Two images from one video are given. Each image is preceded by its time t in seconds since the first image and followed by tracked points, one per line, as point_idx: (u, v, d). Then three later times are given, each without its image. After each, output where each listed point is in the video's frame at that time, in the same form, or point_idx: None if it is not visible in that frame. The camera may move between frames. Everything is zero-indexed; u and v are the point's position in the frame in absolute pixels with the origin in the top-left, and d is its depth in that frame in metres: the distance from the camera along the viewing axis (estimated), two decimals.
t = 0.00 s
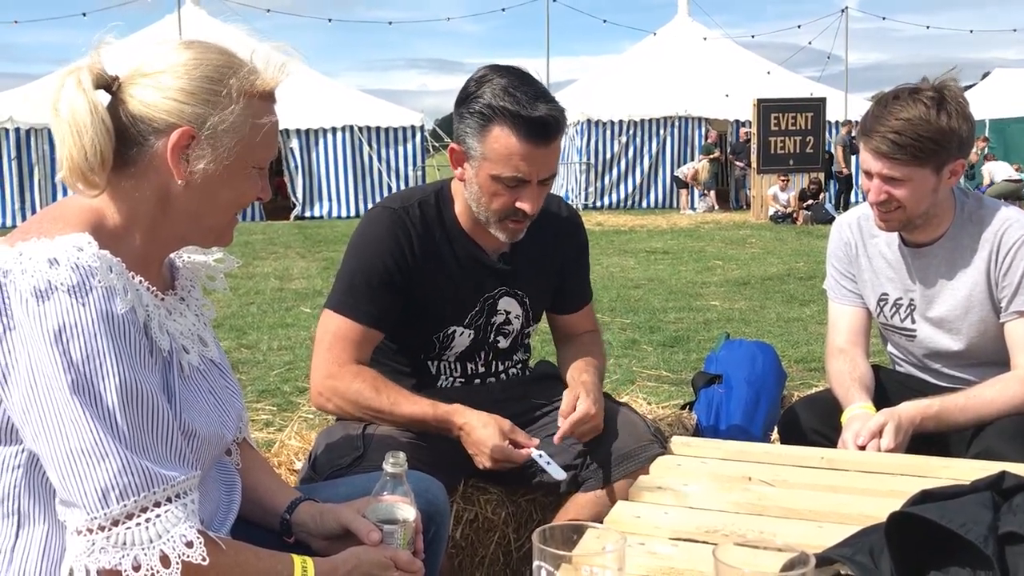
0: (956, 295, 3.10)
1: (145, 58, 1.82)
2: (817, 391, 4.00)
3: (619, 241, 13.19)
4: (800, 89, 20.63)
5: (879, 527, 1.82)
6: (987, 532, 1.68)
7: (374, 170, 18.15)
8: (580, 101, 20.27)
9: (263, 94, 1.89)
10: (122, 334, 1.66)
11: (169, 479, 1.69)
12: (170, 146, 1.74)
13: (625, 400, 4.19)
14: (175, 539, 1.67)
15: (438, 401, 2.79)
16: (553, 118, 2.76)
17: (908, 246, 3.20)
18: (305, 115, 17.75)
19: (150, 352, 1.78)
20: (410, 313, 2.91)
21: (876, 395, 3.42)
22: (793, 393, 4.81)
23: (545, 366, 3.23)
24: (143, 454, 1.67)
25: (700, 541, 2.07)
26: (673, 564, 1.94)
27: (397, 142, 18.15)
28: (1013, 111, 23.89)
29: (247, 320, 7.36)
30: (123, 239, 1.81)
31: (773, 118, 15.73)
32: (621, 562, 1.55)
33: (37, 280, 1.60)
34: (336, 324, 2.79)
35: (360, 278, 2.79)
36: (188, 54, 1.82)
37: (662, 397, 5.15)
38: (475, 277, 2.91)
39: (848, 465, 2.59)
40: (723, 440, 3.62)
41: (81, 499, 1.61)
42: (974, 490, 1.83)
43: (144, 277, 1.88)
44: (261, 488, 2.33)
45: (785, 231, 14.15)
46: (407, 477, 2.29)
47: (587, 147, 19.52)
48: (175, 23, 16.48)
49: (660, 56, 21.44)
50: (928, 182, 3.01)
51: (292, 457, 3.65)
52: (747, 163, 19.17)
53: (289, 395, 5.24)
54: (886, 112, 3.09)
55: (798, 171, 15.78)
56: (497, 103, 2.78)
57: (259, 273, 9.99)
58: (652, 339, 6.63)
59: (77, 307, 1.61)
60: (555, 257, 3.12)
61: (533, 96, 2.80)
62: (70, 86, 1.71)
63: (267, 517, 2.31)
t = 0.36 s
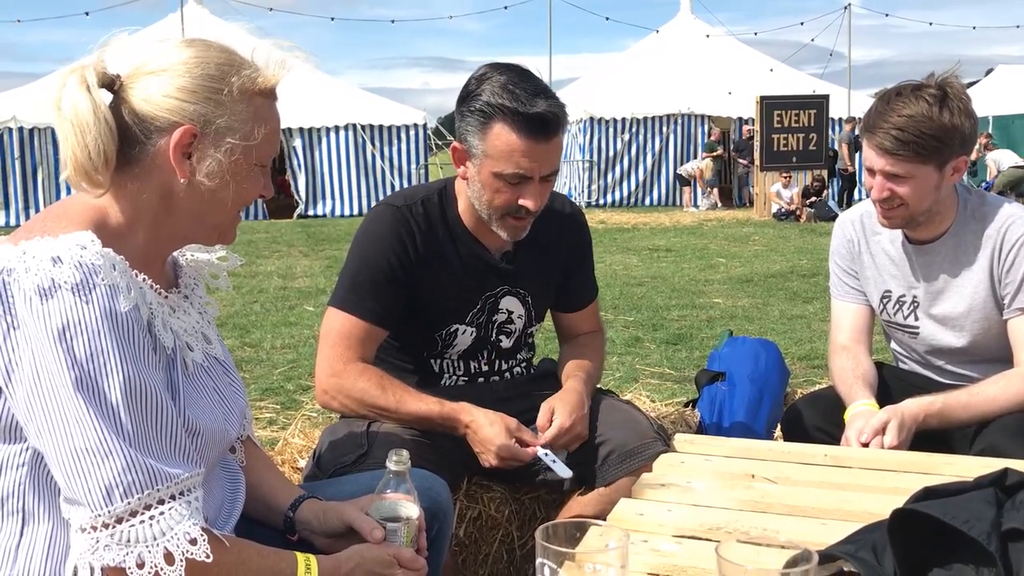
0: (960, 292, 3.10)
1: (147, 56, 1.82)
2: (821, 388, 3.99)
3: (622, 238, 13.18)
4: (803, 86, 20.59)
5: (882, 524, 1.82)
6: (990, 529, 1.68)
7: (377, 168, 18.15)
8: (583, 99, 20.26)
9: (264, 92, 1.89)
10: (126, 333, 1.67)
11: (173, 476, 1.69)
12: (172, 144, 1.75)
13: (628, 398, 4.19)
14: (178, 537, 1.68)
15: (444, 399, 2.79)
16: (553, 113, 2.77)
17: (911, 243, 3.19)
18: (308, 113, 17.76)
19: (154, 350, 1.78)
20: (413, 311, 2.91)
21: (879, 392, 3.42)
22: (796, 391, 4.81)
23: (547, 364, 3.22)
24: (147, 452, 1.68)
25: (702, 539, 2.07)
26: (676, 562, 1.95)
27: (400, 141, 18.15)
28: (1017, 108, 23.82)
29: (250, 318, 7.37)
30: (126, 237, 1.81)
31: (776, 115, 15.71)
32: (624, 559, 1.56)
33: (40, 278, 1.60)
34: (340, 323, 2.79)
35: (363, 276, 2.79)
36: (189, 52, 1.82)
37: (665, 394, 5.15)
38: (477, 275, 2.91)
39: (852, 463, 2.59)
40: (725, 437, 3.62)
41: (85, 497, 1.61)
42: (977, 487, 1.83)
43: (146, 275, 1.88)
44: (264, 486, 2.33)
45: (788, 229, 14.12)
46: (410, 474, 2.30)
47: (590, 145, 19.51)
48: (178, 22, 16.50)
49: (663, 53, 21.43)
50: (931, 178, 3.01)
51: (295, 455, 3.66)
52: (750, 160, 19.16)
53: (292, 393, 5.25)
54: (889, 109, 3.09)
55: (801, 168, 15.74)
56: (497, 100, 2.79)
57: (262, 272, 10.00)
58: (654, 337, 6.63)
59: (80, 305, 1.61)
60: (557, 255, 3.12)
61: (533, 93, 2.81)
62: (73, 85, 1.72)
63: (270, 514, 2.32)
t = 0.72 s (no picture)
0: (960, 291, 3.10)
1: (144, 58, 1.82)
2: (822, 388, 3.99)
3: (622, 239, 13.17)
4: (803, 86, 20.59)
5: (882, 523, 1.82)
6: (990, 529, 1.68)
7: (376, 170, 18.15)
8: (582, 99, 20.26)
9: (261, 92, 1.89)
10: (124, 335, 1.66)
11: (173, 478, 1.69)
12: (169, 146, 1.74)
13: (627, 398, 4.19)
14: (177, 539, 1.67)
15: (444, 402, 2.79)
16: (544, 100, 2.80)
17: (911, 243, 3.18)
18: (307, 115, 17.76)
19: (152, 352, 1.78)
20: (412, 312, 2.91)
21: (879, 391, 3.42)
22: (796, 391, 4.80)
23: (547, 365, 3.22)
24: (146, 454, 1.67)
25: (702, 539, 2.07)
26: (676, 562, 1.94)
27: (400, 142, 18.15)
28: (1017, 107, 23.80)
29: (250, 320, 7.36)
30: (124, 239, 1.81)
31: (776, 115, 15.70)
32: (624, 560, 1.55)
33: (38, 281, 1.60)
34: (339, 324, 2.79)
35: (362, 277, 2.79)
36: (186, 54, 1.82)
37: (665, 395, 5.14)
38: (475, 275, 2.91)
39: (852, 463, 2.59)
40: (725, 437, 3.62)
41: (84, 500, 1.61)
42: (977, 486, 1.82)
43: (144, 277, 1.88)
44: (264, 488, 2.33)
45: (788, 229, 14.11)
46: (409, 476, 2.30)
47: (589, 145, 19.46)
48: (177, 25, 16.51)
49: (662, 54, 21.44)
50: (931, 178, 3.00)
51: (296, 457, 3.66)
52: (749, 160, 19.16)
53: (292, 395, 5.24)
54: (889, 107, 3.09)
55: (801, 168, 15.63)
56: (487, 95, 2.82)
57: (262, 273, 9.99)
58: (655, 337, 6.62)
59: (78, 307, 1.61)
60: (556, 256, 3.12)
61: (521, 83, 2.84)
62: (69, 87, 1.71)
63: (270, 517, 2.32)
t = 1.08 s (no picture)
0: (961, 290, 3.10)
1: (143, 59, 1.82)
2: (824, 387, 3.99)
3: (622, 239, 13.16)
4: (803, 85, 20.60)
5: (886, 523, 1.81)
6: (993, 528, 1.68)
7: (376, 170, 18.15)
8: (582, 100, 20.26)
9: (261, 91, 1.90)
10: (125, 336, 1.66)
11: (175, 479, 1.69)
12: (170, 147, 1.74)
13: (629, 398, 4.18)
14: (180, 540, 1.67)
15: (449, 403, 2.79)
16: (534, 69, 2.91)
17: (912, 241, 3.18)
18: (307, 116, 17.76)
19: (154, 353, 1.78)
20: (414, 313, 2.91)
21: (881, 390, 3.42)
22: (798, 391, 4.80)
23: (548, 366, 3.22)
24: (148, 455, 1.67)
25: (705, 539, 2.07)
26: (679, 562, 1.94)
27: (400, 143, 18.15)
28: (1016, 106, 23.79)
29: (251, 321, 7.36)
30: (125, 241, 1.80)
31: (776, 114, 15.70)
32: (628, 560, 1.55)
33: (39, 283, 1.60)
34: (341, 325, 2.79)
35: (365, 278, 2.79)
36: (186, 53, 1.82)
37: (666, 395, 5.14)
38: (477, 276, 2.91)
39: (855, 462, 2.59)
40: (727, 437, 3.62)
41: (86, 501, 1.61)
42: (980, 485, 1.82)
43: (146, 278, 1.88)
44: (266, 489, 2.33)
45: (789, 228, 14.10)
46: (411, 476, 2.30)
47: (589, 145, 19.45)
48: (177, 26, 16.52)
49: (662, 54, 21.45)
50: (931, 177, 3.00)
51: (297, 458, 3.66)
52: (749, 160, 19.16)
53: (293, 396, 5.24)
54: (888, 107, 3.09)
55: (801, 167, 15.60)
56: (483, 84, 2.87)
57: (262, 275, 9.99)
58: (655, 337, 6.62)
59: (80, 310, 1.61)
60: (557, 255, 3.11)
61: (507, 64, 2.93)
62: (68, 88, 1.71)
63: (273, 518, 2.32)
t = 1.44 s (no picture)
0: (958, 289, 3.10)
1: (137, 61, 1.81)
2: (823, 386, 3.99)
3: (621, 238, 13.16)
4: (800, 83, 20.60)
5: (884, 522, 1.81)
6: (991, 527, 1.68)
7: (374, 170, 18.14)
8: (580, 99, 20.26)
9: (257, 93, 1.89)
10: (120, 339, 1.66)
11: (171, 483, 1.69)
12: (165, 150, 1.74)
13: (627, 398, 4.18)
14: (177, 543, 1.67)
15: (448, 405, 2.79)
16: (533, 69, 2.91)
17: (909, 240, 3.19)
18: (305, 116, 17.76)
19: (150, 357, 1.78)
20: (413, 314, 2.91)
21: (879, 389, 3.42)
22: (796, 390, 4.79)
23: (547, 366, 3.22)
24: (144, 458, 1.67)
25: (703, 539, 2.06)
26: (677, 562, 1.94)
27: (398, 143, 18.14)
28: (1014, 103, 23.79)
29: (249, 322, 7.36)
30: (121, 244, 1.80)
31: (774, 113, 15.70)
32: (625, 561, 1.55)
33: (34, 287, 1.60)
34: (340, 327, 2.79)
35: (363, 280, 2.79)
36: (180, 56, 1.82)
37: (665, 394, 5.14)
38: (476, 277, 2.90)
39: (853, 461, 2.59)
40: (726, 436, 3.61)
41: (83, 505, 1.61)
42: (978, 483, 1.82)
43: (142, 281, 1.88)
44: (263, 491, 2.33)
45: (787, 227, 14.10)
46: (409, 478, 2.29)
47: (587, 144, 19.41)
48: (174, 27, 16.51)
49: (659, 53, 21.46)
50: (927, 174, 3.00)
51: (295, 459, 3.66)
52: (748, 159, 19.16)
53: (292, 396, 5.24)
54: (883, 105, 3.10)
55: (799, 165, 15.57)
56: (481, 85, 2.87)
57: (260, 276, 9.98)
58: (654, 337, 6.62)
59: (75, 313, 1.61)
60: (555, 255, 3.11)
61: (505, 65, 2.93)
62: (62, 92, 1.70)
63: (271, 520, 2.31)
